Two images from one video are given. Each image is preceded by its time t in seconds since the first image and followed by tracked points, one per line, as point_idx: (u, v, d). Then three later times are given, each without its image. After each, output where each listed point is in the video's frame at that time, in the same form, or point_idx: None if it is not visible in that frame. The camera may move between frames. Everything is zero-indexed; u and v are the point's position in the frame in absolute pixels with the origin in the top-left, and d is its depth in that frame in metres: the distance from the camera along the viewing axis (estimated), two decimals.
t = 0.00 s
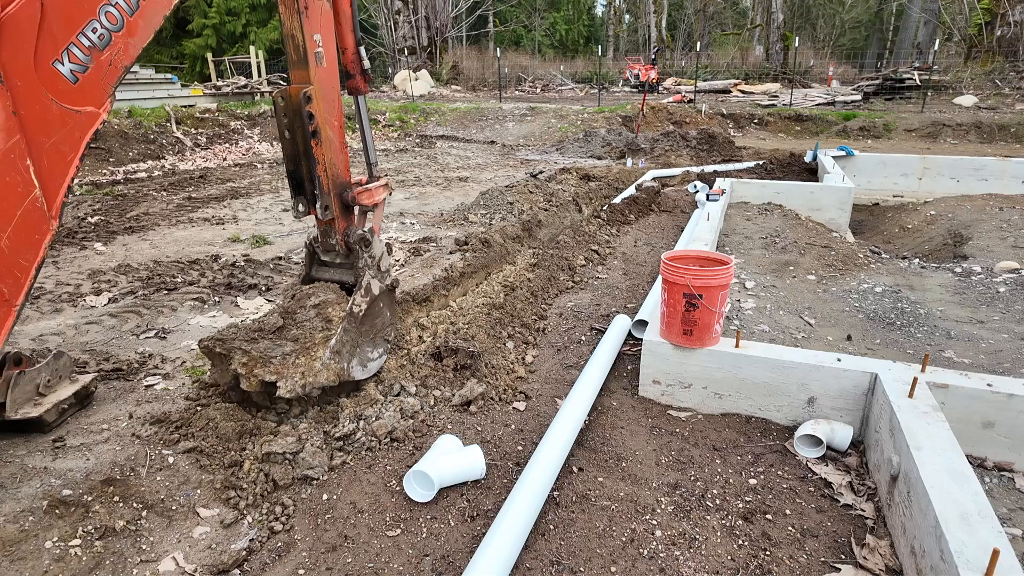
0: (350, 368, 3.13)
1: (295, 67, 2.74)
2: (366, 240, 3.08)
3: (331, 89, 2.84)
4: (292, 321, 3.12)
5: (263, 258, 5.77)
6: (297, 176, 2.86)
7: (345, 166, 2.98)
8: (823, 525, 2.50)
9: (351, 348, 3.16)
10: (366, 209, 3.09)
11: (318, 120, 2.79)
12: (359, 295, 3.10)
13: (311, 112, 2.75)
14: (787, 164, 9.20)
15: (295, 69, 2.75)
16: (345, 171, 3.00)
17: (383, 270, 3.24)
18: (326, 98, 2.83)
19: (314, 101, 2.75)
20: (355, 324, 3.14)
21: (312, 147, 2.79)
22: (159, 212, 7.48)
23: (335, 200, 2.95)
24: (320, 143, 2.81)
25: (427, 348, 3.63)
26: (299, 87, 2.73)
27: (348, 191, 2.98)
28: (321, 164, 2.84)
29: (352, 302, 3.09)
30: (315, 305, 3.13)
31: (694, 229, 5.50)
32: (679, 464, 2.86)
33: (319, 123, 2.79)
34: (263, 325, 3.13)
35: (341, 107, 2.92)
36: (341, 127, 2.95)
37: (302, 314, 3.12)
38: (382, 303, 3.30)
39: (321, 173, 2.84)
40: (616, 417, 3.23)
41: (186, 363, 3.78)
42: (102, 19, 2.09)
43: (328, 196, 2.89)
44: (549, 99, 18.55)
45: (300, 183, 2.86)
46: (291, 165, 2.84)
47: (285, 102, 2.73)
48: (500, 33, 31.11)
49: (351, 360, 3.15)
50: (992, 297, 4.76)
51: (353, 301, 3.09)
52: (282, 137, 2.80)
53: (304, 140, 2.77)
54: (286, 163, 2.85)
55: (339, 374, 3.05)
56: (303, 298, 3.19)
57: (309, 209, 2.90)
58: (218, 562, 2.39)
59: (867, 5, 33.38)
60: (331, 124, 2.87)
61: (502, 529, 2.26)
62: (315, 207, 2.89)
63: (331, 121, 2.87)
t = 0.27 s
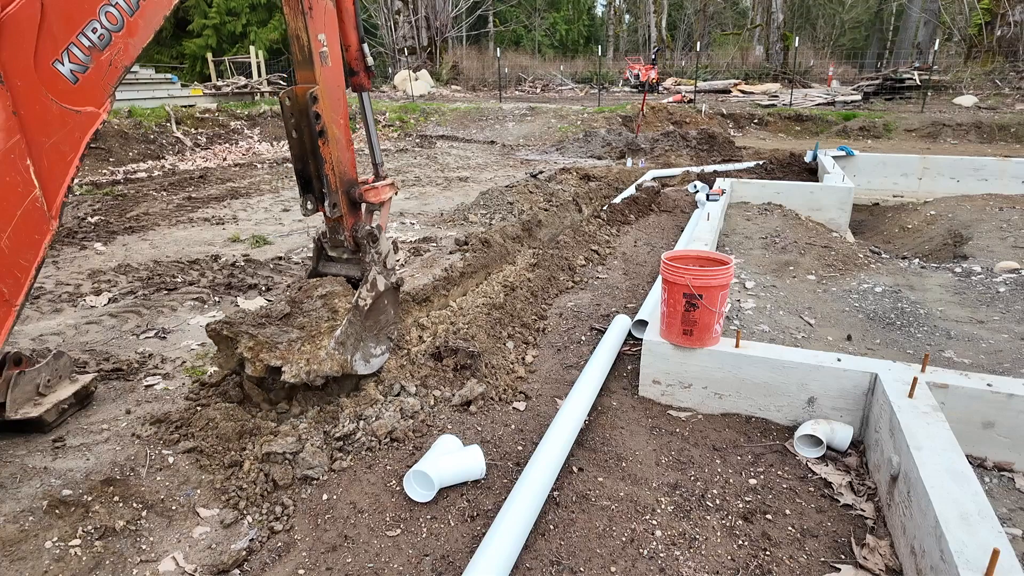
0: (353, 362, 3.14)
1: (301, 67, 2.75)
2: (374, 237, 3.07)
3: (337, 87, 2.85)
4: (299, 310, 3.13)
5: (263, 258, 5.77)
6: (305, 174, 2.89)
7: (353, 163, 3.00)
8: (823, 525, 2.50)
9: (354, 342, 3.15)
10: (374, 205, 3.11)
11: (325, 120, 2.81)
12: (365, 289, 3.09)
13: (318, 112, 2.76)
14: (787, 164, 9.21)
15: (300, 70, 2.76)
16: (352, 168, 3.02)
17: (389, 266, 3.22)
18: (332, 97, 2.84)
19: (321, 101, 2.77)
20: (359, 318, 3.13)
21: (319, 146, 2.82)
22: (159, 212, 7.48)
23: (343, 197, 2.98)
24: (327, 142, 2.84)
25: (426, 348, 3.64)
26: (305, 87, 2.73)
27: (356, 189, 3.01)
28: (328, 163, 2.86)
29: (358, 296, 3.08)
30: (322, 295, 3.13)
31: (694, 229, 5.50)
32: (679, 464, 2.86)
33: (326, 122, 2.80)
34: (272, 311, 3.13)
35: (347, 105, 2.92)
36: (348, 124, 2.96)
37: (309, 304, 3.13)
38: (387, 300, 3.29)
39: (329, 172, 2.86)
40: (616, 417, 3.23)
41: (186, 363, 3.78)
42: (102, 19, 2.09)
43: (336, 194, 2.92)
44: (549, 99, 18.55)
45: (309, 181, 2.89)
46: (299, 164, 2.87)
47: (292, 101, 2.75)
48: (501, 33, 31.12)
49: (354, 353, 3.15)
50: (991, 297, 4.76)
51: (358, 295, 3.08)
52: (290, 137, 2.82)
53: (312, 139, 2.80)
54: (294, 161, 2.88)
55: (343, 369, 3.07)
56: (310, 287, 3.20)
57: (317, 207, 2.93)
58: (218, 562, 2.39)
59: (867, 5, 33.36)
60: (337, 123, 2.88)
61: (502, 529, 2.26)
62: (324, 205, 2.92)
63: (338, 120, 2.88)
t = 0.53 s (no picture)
0: (373, 346, 3.15)
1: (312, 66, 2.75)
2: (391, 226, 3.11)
3: (348, 83, 2.86)
4: (322, 297, 3.10)
5: (262, 258, 5.77)
6: (322, 170, 2.89)
7: (366, 156, 3.01)
8: (823, 525, 2.51)
9: (373, 327, 3.14)
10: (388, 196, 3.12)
11: (338, 116, 2.82)
12: (384, 277, 3.08)
13: (332, 109, 2.77)
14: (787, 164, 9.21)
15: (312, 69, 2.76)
16: (365, 161, 3.03)
17: (405, 254, 3.21)
18: (344, 93, 2.84)
19: (334, 99, 2.77)
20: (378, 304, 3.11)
21: (335, 143, 2.82)
22: (159, 212, 7.48)
23: (359, 191, 2.99)
24: (342, 138, 2.84)
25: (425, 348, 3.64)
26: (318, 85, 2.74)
27: (371, 181, 3.02)
28: (344, 159, 2.87)
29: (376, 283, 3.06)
30: (343, 283, 3.11)
31: (694, 229, 5.50)
32: (679, 464, 2.86)
33: (339, 118, 2.81)
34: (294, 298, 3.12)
35: (358, 100, 2.94)
36: (359, 118, 2.97)
37: (332, 291, 3.10)
38: (404, 286, 3.26)
39: (345, 167, 2.88)
40: (616, 417, 3.23)
41: (186, 363, 3.78)
42: (103, 19, 2.10)
43: (353, 188, 2.93)
44: (549, 99, 18.55)
45: (326, 177, 2.90)
46: (315, 160, 2.87)
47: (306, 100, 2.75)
48: (501, 33, 31.13)
49: (374, 337, 3.16)
50: (992, 297, 4.76)
51: (375, 282, 3.07)
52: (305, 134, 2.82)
53: (327, 136, 2.80)
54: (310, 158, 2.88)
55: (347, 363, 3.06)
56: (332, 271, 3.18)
57: (335, 200, 2.93)
58: (218, 562, 2.39)
59: (867, 5, 33.35)
60: (350, 119, 2.89)
61: (502, 529, 2.26)
62: (342, 199, 2.93)
63: (351, 115, 2.89)
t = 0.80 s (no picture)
0: (405, 319, 3.40)
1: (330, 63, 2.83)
2: (412, 206, 3.28)
3: (364, 74, 2.96)
4: (356, 280, 3.35)
5: (263, 258, 5.77)
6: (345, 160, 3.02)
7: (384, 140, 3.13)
8: (823, 525, 2.50)
9: (403, 302, 3.37)
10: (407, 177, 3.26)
11: (358, 108, 2.93)
12: (410, 255, 3.26)
13: (352, 104, 2.88)
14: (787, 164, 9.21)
15: (329, 65, 2.85)
16: (383, 145, 3.15)
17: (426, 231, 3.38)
18: (360, 84, 2.95)
19: (353, 94, 2.88)
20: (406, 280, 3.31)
21: (357, 134, 2.94)
22: (159, 212, 7.48)
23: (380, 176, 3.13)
24: (362, 129, 2.97)
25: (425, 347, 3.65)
26: (337, 81, 2.83)
27: (391, 165, 3.15)
28: (365, 148, 3.00)
29: (403, 261, 3.25)
30: (373, 265, 3.33)
31: (694, 229, 5.50)
32: (679, 464, 2.86)
33: (358, 110, 2.92)
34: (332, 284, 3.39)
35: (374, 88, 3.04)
36: (375, 104, 3.07)
37: (364, 274, 3.34)
38: (427, 260, 3.43)
39: (367, 156, 3.01)
40: (616, 417, 3.23)
41: (186, 363, 3.78)
42: (103, 20, 2.11)
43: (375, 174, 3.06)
44: (549, 99, 18.54)
45: (349, 166, 3.03)
46: (337, 151, 2.99)
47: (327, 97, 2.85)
48: (501, 33, 31.14)
49: (404, 311, 3.39)
50: (992, 297, 4.76)
51: (403, 261, 3.25)
52: (327, 127, 2.93)
53: (349, 129, 2.92)
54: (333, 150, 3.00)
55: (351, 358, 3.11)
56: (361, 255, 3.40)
57: (359, 186, 3.07)
58: (218, 563, 2.38)
59: (867, 5, 33.33)
60: (367, 108, 3.00)
61: (502, 529, 2.26)
62: (365, 186, 3.07)
63: (368, 105, 3.00)
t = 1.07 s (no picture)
0: (427, 293, 3.59)
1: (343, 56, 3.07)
2: (427, 185, 3.56)
3: (375, 64, 3.19)
4: (381, 261, 3.49)
5: (263, 258, 5.77)
6: (362, 145, 3.29)
7: (397, 123, 3.39)
8: (823, 525, 2.50)
9: (426, 276, 3.56)
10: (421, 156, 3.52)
11: (371, 98, 3.18)
12: (429, 231, 3.52)
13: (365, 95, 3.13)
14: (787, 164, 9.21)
15: (342, 58, 3.09)
16: (397, 128, 3.41)
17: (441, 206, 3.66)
18: (372, 74, 3.18)
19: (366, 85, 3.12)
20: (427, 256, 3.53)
21: (371, 123, 3.20)
22: (159, 212, 7.48)
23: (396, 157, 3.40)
24: (377, 118, 3.22)
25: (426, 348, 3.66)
26: (350, 73, 3.08)
27: (405, 147, 3.42)
28: (380, 134, 3.26)
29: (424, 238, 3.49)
30: (396, 246, 3.50)
31: (694, 229, 5.50)
32: (679, 464, 2.86)
33: (372, 100, 3.17)
34: (357, 266, 3.50)
35: (384, 74, 3.27)
36: (387, 90, 3.31)
37: (387, 255, 3.49)
38: (445, 234, 3.69)
39: (383, 141, 3.27)
40: (616, 417, 3.23)
41: (186, 363, 3.78)
42: (103, 20, 2.11)
43: (391, 157, 3.34)
44: (549, 99, 18.54)
45: (367, 151, 3.30)
46: (355, 138, 3.27)
47: (342, 89, 3.11)
48: (501, 33, 31.16)
49: (427, 285, 3.58)
50: (992, 297, 4.76)
51: (423, 238, 3.50)
52: (344, 116, 3.20)
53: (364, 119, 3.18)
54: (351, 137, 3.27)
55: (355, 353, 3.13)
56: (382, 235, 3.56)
57: (376, 169, 3.35)
58: (218, 563, 2.38)
59: (867, 5, 33.33)
60: (380, 95, 3.25)
61: (502, 529, 2.26)
62: (383, 169, 3.36)
63: (380, 92, 3.24)
